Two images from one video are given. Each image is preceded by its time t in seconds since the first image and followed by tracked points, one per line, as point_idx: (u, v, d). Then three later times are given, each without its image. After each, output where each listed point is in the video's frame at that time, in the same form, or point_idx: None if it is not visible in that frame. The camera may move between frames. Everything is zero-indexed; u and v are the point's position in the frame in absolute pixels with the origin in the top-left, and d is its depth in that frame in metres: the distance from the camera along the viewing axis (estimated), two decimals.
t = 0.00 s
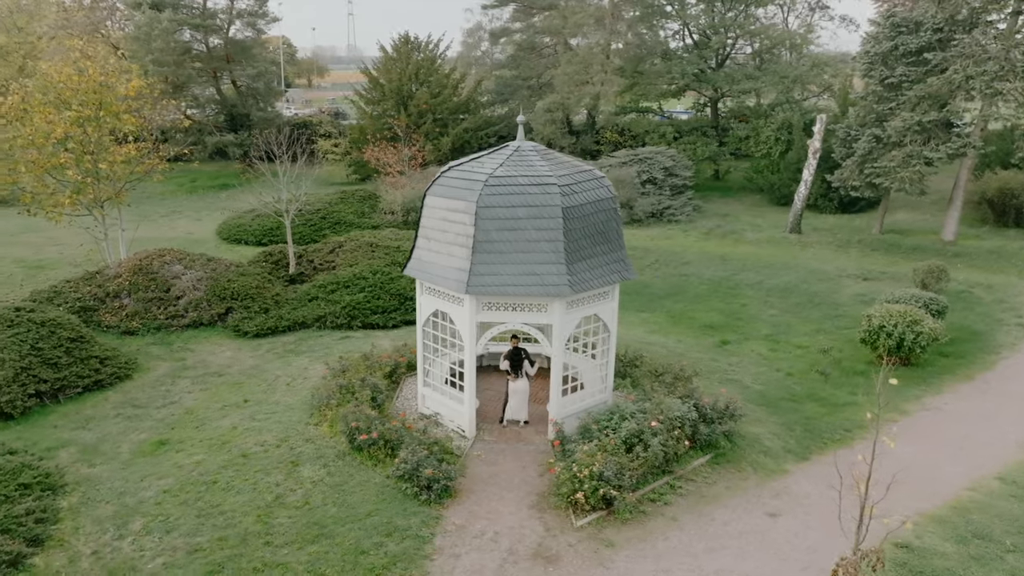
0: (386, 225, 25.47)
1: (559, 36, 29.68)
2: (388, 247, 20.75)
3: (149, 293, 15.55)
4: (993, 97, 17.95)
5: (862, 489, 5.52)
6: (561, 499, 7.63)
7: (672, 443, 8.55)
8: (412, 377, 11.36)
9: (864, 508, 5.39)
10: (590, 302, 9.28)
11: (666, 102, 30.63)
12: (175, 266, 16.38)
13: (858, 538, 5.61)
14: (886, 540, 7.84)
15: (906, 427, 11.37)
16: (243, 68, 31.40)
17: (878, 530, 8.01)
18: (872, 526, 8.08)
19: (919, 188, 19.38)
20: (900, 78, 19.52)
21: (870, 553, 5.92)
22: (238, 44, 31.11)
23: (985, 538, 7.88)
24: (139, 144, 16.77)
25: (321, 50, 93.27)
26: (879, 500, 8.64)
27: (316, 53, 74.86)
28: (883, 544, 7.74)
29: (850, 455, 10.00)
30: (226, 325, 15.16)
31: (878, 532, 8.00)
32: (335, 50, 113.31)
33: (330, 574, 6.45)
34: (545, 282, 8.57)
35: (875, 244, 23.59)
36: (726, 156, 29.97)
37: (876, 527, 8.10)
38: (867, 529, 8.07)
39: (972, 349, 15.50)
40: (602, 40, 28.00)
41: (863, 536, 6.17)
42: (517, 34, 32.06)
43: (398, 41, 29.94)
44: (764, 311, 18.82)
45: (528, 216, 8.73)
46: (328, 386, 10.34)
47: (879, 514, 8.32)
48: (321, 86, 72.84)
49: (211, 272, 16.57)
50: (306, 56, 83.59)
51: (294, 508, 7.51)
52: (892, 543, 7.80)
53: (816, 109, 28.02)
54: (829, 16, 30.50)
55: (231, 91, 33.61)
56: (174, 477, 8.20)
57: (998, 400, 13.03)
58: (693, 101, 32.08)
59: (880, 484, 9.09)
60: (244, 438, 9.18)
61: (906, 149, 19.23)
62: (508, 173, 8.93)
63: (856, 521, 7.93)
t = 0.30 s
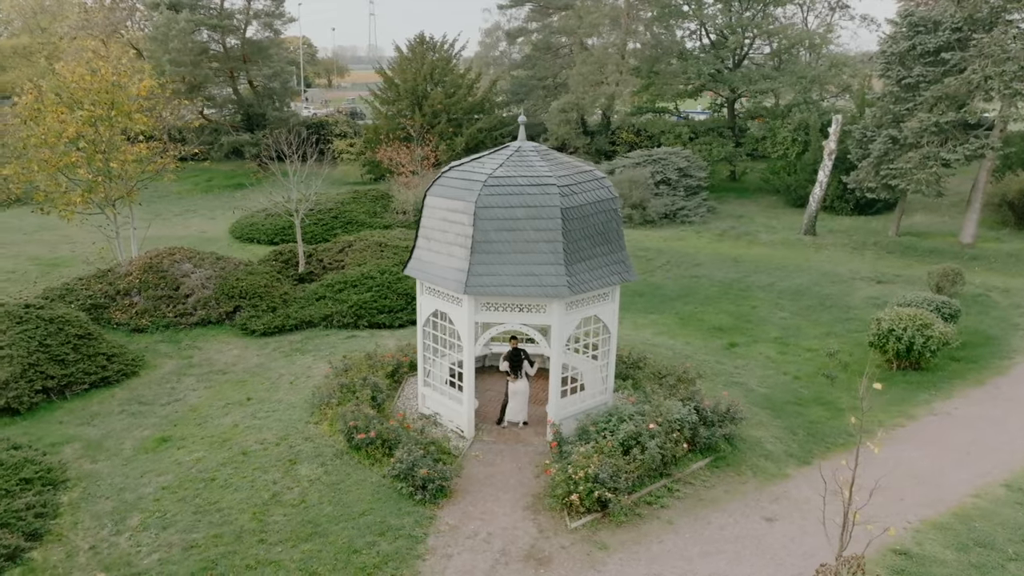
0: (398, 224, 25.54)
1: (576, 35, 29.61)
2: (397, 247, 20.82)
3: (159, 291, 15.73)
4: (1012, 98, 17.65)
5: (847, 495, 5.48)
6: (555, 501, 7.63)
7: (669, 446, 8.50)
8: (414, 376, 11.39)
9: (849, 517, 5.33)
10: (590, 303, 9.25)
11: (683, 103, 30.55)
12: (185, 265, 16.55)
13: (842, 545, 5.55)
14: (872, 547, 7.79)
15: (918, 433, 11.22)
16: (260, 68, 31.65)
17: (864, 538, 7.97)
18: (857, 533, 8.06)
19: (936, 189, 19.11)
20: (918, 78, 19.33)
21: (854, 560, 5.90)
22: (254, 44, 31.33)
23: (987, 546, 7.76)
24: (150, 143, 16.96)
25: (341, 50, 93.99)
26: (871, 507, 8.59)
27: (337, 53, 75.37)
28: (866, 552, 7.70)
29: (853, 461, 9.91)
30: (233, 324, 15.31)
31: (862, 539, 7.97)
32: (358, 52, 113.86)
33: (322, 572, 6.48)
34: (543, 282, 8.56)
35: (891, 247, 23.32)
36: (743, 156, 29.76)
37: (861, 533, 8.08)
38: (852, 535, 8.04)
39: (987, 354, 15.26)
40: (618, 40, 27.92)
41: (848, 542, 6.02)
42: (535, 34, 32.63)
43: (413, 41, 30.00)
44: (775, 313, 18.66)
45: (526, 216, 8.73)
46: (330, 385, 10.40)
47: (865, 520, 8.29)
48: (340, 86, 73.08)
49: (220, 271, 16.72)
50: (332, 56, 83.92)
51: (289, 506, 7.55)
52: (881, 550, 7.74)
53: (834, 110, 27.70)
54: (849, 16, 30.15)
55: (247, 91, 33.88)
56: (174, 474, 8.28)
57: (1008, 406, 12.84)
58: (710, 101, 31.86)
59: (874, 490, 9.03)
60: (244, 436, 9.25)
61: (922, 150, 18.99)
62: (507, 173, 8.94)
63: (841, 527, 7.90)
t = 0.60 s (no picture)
0: (410, 224, 25.63)
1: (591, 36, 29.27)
2: (405, 247, 20.88)
3: (168, 289, 15.90)
4: None
5: (829, 496, 5.45)
6: (550, 502, 7.62)
7: (667, 449, 8.47)
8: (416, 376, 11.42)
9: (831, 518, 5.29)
10: (589, 305, 9.23)
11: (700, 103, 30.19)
12: (194, 264, 16.71)
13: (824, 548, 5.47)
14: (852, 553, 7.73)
15: (928, 439, 11.06)
16: (275, 68, 31.88)
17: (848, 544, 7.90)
18: (840, 537, 8.02)
19: (952, 191, 18.82)
20: (935, 78, 19.10)
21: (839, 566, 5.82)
22: (270, 45, 31.56)
23: (988, 554, 7.64)
24: (161, 143, 17.15)
25: (360, 50, 94.55)
26: (861, 512, 8.53)
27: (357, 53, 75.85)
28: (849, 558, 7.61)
29: (855, 466, 9.80)
30: (241, 323, 15.44)
31: (860, 545, 7.89)
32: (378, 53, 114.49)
33: (313, 570, 6.51)
34: (541, 283, 8.55)
35: (907, 250, 23.06)
36: (759, 157, 29.54)
37: (844, 538, 8.03)
38: (851, 541, 7.95)
39: (1001, 360, 15.02)
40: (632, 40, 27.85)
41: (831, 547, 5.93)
42: (551, 34, 32.48)
43: (428, 41, 30.06)
44: (785, 316, 18.51)
45: (525, 217, 8.72)
46: (331, 384, 10.46)
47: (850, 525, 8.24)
48: (357, 86, 73.24)
49: (228, 270, 16.86)
50: (351, 56, 84.43)
51: (285, 505, 7.59)
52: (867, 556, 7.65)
53: (852, 110, 27.39)
54: (869, 15, 29.79)
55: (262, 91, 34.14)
56: (174, 471, 8.36)
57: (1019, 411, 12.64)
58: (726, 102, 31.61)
59: (873, 496, 8.95)
60: (244, 434, 9.32)
61: (938, 151, 18.73)
62: (506, 173, 8.94)
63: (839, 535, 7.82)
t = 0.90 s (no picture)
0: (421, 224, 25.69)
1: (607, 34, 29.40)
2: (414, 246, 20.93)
3: (176, 287, 16.06)
4: None
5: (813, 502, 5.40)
6: (545, 504, 7.63)
7: (664, 451, 8.43)
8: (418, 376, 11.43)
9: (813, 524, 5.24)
10: (588, 306, 9.20)
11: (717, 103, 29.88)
12: (203, 262, 16.86)
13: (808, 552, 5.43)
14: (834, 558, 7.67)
15: (935, 445, 10.90)
16: (291, 68, 32.08)
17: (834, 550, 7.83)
18: (821, 542, 7.97)
19: (968, 193, 18.55)
20: (952, 78, 18.88)
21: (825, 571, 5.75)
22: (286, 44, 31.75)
23: (988, 561, 7.54)
24: (172, 142, 17.32)
25: (379, 51, 95.03)
26: (849, 517, 8.47)
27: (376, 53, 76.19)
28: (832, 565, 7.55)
29: (857, 471, 9.70)
30: (248, 321, 15.57)
31: (857, 551, 7.81)
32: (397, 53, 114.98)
33: (306, 568, 6.54)
34: (539, 284, 8.54)
35: (923, 252, 22.79)
36: (775, 158, 29.31)
37: (825, 543, 7.99)
38: (848, 547, 7.88)
39: (1015, 364, 14.79)
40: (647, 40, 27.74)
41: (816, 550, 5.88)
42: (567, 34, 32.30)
43: (442, 41, 30.08)
44: (795, 318, 18.35)
45: (524, 217, 8.72)
46: (333, 382, 10.50)
47: (835, 531, 8.19)
48: (375, 86, 73.43)
49: (237, 268, 16.98)
50: (370, 56, 84.88)
51: (282, 503, 7.64)
52: (851, 563, 7.58)
53: (870, 111, 27.07)
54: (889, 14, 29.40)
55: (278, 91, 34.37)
56: (173, 468, 8.44)
57: None
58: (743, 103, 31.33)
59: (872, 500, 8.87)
60: (244, 432, 9.39)
61: (955, 152, 18.45)
62: (506, 174, 8.95)
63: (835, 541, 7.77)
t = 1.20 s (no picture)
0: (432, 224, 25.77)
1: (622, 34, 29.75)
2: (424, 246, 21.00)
3: (186, 286, 16.23)
4: None
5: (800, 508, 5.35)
6: (540, 505, 7.62)
7: (662, 454, 8.39)
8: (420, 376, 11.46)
9: (795, 530, 5.20)
10: (588, 307, 9.17)
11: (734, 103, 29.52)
12: (212, 261, 17.00)
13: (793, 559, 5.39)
14: (815, 565, 7.60)
15: (941, 451, 10.75)
16: (307, 68, 32.28)
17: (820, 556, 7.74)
18: (803, 546, 7.90)
19: (987, 195, 18.27)
20: (971, 78, 18.67)
21: None
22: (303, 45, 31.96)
23: (989, 570, 7.43)
24: (183, 142, 17.50)
25: (398, 52, 95.61)
26: (838, 522, 8.39)
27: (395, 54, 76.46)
28: (814, 572, 7.47)
29: (860, 476, 9.60)
30: (256, 320, 15.70)
31: (854, 558, 7.73)
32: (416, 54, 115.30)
33: (299, 566, 6.58)
34: (538, 285, 8.53)
35: (939, 255, 22.52)
36: (792, 159, 29.07)
37: (808, 547, 7.92)
38: (846, 554, 7.80)
39: None
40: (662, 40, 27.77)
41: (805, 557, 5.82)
42: (583, 34, 32.28)
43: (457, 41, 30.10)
44: (806, 321, 18.20)
45: (523, 218, 8.72)
46: (335, 382, 10.56)
47: (820, 536, 8.11)
48: (394, 86, 73.67)
49: (246, 268, 17.11)
50: (388, 57, 85.24)
51: (279, 500, 7.69)
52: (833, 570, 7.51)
53: (890, 112, 26.76)
54: (911, 13, 29.00)
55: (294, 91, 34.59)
56: (174, 465, 8.53)
57: None
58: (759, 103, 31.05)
59: (873, 506, 8.77)
60: (246, 430, 9.46)
61: (973, 153, 18.17)
62: (506, 174, 8.96)
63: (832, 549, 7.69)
